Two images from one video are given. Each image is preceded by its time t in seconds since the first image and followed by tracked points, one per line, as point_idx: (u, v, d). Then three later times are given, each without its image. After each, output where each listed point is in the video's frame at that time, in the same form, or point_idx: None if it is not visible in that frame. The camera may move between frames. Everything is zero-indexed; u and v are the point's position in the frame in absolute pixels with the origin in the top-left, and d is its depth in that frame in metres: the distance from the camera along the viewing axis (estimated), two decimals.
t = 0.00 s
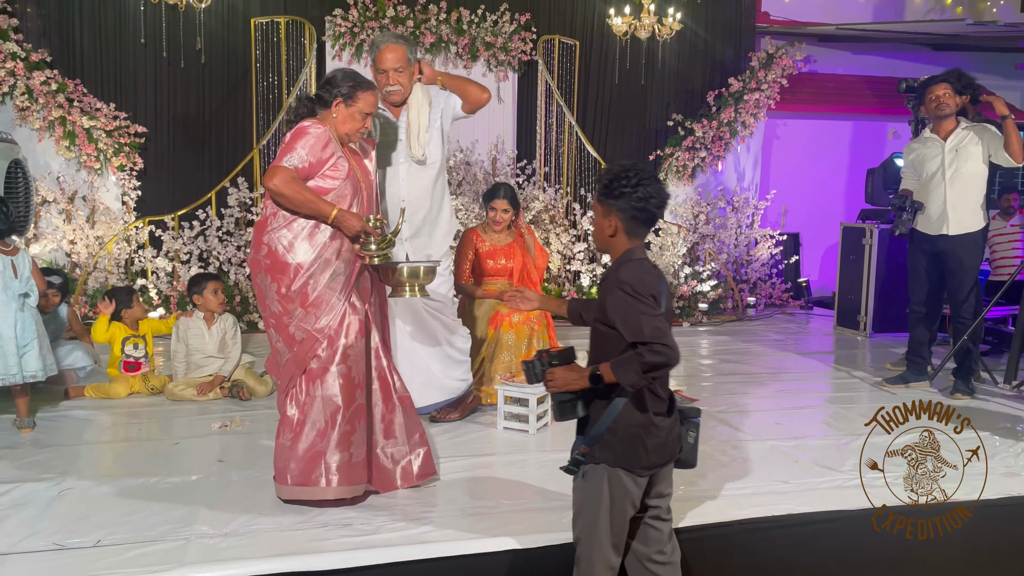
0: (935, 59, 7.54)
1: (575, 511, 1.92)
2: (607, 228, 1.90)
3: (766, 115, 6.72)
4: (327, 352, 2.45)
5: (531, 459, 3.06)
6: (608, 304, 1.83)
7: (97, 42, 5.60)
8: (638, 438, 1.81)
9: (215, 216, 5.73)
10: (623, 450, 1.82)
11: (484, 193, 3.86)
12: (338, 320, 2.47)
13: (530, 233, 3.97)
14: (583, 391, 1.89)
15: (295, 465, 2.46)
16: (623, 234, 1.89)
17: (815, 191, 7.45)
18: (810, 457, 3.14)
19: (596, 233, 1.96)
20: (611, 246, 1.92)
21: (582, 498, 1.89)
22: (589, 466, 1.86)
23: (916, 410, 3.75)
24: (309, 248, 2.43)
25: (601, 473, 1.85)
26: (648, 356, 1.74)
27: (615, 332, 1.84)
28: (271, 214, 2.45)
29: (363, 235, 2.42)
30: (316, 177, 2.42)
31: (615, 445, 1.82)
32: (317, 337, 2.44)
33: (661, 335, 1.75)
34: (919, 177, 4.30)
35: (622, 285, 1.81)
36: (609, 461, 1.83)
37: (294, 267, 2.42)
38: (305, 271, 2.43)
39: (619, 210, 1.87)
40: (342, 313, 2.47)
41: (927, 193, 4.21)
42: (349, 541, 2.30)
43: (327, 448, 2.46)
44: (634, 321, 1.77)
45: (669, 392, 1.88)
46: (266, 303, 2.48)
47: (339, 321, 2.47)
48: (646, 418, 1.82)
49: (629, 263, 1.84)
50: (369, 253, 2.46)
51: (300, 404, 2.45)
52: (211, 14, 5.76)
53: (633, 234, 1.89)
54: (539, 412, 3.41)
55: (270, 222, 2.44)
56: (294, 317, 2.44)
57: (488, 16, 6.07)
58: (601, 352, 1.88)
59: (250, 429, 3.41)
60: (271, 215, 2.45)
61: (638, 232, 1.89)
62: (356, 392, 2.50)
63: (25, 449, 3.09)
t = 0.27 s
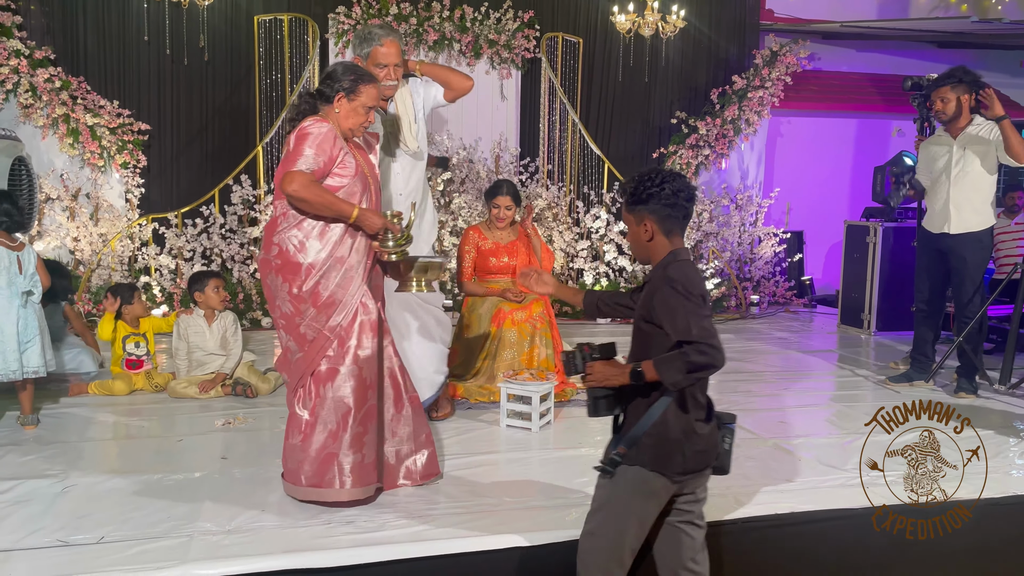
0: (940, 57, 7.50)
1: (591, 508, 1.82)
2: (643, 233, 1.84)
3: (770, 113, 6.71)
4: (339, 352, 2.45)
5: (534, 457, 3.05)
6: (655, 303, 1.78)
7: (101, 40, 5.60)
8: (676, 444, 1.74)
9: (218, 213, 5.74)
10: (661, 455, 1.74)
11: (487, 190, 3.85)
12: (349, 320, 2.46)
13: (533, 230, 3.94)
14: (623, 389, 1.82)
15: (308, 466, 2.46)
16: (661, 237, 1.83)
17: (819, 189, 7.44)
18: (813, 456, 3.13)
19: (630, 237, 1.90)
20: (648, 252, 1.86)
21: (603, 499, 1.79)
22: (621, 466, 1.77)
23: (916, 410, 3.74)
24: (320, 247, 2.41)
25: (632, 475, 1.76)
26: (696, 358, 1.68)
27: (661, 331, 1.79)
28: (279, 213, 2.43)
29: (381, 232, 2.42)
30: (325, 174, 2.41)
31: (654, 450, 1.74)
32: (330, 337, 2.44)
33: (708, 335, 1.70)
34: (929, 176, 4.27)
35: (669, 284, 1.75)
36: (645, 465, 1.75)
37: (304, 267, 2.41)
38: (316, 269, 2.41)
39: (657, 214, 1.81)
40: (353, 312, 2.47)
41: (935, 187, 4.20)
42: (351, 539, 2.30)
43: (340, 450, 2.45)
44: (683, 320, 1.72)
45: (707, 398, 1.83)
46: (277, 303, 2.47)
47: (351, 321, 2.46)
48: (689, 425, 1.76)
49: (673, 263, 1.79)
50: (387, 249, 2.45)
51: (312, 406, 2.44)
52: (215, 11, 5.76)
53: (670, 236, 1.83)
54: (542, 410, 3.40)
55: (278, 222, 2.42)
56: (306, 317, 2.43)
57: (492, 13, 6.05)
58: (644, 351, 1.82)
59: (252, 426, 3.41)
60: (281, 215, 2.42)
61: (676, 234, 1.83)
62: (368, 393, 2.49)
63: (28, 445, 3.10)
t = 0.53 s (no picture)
0: (943, 55, 7.49)
1: (626, 513, 1.81)
2: (661, 227, 1.84)
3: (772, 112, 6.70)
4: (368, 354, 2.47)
5: (536, 455, 3.05)
6: (677, 295, 1.78)
7: (104, 38, 5.60)
8: (711, 439, 1.75)
9: (221, 211, 5.75)
10: (698, 451, 1.74)
11: (488, 188, 3.85)
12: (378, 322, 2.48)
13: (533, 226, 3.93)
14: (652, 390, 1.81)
15: (328, 466, 2.50)
16: (678, 232, 1.84)
17: (821, 187, 7.43)
18: (815, 455, 3.13)
19: (644, 235, 1.90)
20: (666, 247, 1.86)
21: (638, 502, 1.78)
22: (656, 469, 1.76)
23: (916, 410, 3.74)
24: (353, 251, 2.42)
25: (669, 476, 1.75)
26: (730, 343, 1.68)
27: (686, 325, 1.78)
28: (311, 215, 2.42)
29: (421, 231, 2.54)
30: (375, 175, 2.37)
31: (692, 447, 1.74)
32: (356, 340, 2.46)
33: (737, 321, 1.70)
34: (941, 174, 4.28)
35: (691, 275, 1.76)
36: (683, 463, 1.75)
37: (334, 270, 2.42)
38: (348, 274, 2.43)
39: (676, 207, 1.82)
40: (381, 315, 2.48)
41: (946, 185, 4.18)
42: (353, 537, 2.31)
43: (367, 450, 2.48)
44: (709, 308, 1.72)
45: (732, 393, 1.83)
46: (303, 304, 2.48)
47: (378, 323, 2.48)
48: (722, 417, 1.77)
49: (689, 256, 1.80)
50: (423, 245, 2.59)
51: (341, 408, 2.47)
52: (217, 9, 5.76)
53: (689, 230, 1.83)
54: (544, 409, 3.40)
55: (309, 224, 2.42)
56: (334, 320, 2.45)
57: (494, 11, 6.05)
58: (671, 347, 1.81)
59: (255, 424, 3.42)
60: (314, 219, 2.41)
61: (694, 228, 1.84)
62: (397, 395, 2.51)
63: (32, 442, 3.11)
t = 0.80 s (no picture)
0: (944, 56, 7.49)
1: (637, 517, 1.80)
2: (679, 226, 1.85)
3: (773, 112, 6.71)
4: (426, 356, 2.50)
5: (535, 455, 3.05)
6: (689, 295, 1.78)
7: (104, 38, 5.60)
8: (723, 443, 1.75)
9: (221, 210, 5.77)
10: (710, 455, 1.74)
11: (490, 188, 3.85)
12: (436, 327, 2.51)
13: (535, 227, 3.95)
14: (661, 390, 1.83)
15: (368, 469, 2.49)
16: (696, 231, 1.84)
17: (822, 187, 7.43)
18: (814, 455, 3.13)
19: (662, 232, 1.90)
20: (683, 246, 1.87)
21: (649, 505, 1.77)
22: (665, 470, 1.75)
23: (916, 410, 3.74)
24: (412, 258, 2.43)
25: (680, 479, 1.75)
26: (735, 346, 1.68)
27: (698, 326, 1.79)
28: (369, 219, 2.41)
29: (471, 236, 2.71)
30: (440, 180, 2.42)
31: (703, 450, 1.74)
32: (411, 343, 2.47)
33: (747, 325, 1.70)
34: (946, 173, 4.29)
35: (703, 275, 1.76)
36: (695, 466, 1.74)
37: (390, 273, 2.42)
38: (406, 279, 2.43)
39: (693, 206, 1.82)
40: (430, 320, 2.49)
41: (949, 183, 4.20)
42: (352, 536, 2.31)
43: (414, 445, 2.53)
44: (717, 310, 1.72)
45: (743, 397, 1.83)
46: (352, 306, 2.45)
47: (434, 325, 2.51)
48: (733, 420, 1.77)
49: (705, 257, 1.80)
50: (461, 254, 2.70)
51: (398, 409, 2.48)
52: (218, 8, 5.76)
53: (706, 229, 1.83)
54: (543, 409, 3.40)
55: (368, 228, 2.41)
56: (394, 323, 2.44)
57: (495, 11, 6.06)
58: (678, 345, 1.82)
59: (254, 423, 3.42)
60: (375, 226, 2.40)
61: (712, 228, 1.84)
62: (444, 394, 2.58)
63: (31, 441, 3.11)
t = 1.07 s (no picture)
0: (943, 56, 7.50)
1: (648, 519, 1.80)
2: (694, 225, 1.84)
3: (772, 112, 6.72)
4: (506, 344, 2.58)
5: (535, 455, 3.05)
6: (704, 296, 1.78)
7: (104, 37, 5.60)
8: (734, 445, 1.75)
9: (221, 210, 5.78)
10: (721, 457, 1.74)
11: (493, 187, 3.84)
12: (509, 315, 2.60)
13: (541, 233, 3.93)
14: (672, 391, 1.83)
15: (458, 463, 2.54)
16: (710, 231, 1.84)
17: (821, 187, 7.43)
18: (813, 455, 3.13)
19: (677, 232, 1.90)
20: (696, 244, 1.86)
21: (659, 509, 1.77)
22: (676, 473, 1.76)
23: (916, 410, 3.75)
24: (482, 251, 2.48)
25: (691, 482, 1.75)
26: (751, 351, 1.69)
27: (711, 327, 1.79)
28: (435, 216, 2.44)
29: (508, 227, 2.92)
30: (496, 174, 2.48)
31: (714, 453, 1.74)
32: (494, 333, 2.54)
33: (763, 328, 1.71)
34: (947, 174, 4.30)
35: (719, 276, 1.76)
36: (706, 469, 1.74)
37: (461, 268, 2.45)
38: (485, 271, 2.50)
39: (706, 204, 1.82)
40: (502, 308, 2.56)
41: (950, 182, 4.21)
42: (351, 536, 2.31)
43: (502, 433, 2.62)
44: (731, 313, 1.73)
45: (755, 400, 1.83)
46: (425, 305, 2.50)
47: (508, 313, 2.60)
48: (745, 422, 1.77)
49: (720, 257, 1.80)
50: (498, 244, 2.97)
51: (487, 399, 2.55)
52: (218, 7, 5.76)
53: (720, 229, 1.83)
54: (542, 409, 3.40)
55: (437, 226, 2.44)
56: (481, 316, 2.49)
57: (495, 10, 6.08)
58: (690, 345, 1.83)
59: (254, 422, 3.42)
60: (441, 224, 2.43)
61: (726, 228, 1.84)
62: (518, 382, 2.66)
63: (30, 440, 3.11)
